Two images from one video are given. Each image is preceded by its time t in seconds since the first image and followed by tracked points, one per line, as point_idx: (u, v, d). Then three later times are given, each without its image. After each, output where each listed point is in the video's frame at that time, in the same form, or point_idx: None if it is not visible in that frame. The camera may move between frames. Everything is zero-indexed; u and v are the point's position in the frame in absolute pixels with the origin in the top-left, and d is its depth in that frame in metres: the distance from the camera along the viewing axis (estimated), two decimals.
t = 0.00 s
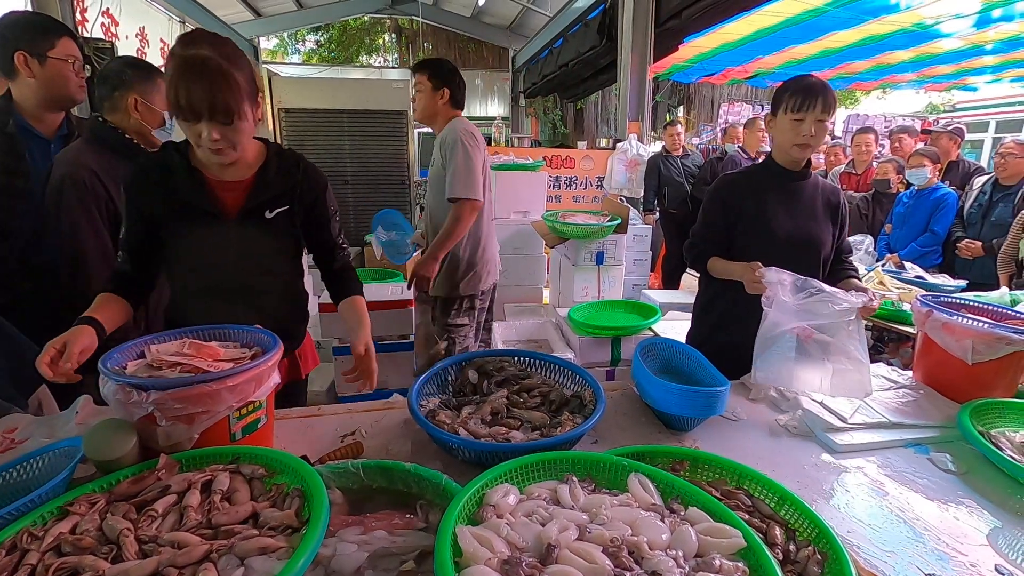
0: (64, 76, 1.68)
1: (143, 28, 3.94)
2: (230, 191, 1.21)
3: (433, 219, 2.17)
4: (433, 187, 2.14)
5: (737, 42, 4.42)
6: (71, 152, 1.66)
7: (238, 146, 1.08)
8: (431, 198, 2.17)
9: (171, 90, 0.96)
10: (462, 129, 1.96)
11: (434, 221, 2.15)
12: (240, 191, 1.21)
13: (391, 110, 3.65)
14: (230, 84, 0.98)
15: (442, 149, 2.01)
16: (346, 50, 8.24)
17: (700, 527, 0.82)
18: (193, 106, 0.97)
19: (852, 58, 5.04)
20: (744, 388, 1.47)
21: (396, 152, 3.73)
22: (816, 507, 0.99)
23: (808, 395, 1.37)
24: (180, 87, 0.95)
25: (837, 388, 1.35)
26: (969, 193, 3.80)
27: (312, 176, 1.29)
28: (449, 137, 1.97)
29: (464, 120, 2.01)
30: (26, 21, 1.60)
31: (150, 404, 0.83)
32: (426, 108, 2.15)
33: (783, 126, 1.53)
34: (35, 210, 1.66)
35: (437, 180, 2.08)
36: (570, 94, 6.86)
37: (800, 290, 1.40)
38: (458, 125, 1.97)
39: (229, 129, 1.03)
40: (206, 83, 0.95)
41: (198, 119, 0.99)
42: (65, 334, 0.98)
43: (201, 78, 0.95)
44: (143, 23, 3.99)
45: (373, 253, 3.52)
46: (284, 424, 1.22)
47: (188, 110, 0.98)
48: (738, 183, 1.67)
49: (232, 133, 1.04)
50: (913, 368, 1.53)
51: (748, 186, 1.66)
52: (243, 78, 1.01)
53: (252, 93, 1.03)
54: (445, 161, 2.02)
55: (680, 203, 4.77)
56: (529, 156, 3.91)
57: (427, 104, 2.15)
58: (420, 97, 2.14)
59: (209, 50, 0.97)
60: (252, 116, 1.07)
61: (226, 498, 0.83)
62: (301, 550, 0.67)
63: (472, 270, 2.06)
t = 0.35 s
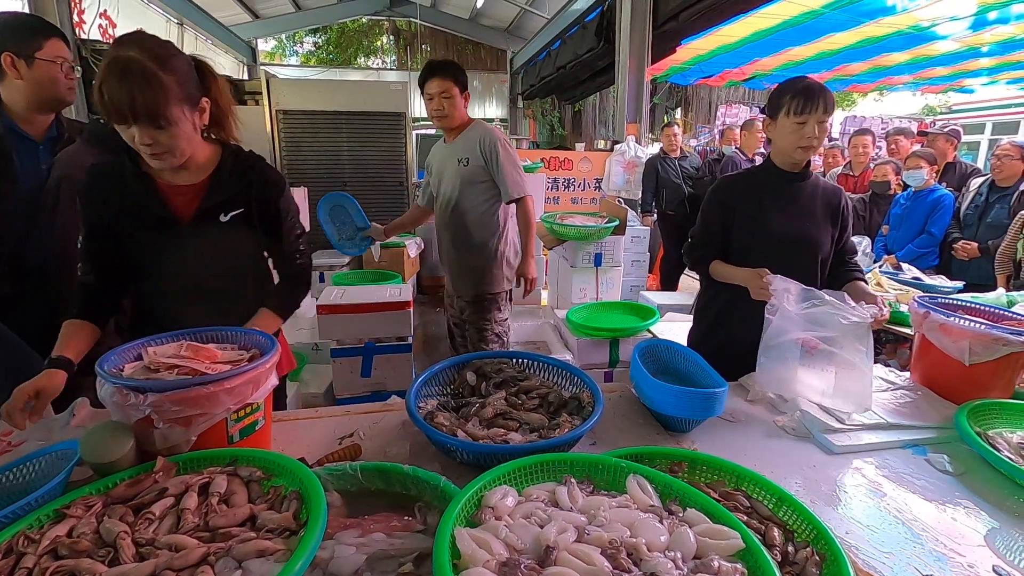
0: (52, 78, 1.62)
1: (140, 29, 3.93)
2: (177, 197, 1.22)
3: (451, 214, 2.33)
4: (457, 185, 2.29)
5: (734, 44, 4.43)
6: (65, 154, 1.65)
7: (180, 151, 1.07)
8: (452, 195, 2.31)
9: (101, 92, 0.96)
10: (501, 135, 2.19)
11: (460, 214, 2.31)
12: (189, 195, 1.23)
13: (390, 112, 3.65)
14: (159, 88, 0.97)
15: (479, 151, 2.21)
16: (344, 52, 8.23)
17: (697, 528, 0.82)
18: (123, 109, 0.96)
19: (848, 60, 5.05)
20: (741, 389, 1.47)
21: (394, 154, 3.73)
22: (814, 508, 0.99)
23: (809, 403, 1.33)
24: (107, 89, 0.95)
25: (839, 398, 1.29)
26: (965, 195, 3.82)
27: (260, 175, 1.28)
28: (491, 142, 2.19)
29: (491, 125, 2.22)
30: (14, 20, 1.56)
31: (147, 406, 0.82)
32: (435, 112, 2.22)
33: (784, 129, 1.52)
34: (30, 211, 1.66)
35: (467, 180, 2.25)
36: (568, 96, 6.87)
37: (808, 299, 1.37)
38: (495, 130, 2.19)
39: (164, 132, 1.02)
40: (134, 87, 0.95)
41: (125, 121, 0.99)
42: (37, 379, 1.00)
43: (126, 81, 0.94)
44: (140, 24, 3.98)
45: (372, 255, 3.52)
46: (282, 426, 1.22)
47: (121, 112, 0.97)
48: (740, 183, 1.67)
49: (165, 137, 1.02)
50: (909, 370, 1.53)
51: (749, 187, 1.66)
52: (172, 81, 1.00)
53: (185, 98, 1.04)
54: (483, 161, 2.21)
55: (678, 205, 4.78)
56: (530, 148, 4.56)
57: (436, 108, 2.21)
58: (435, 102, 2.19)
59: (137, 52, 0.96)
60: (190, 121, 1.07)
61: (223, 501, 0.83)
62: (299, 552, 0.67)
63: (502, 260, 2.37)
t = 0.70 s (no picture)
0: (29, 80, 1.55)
1: (138, 29, 3.93)
2: (117, 203, 1.21)
3: (492, 227, 2.16)
4: (504, 197, 2.15)
5: (733, 44, 4.43)
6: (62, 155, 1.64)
7: (114, 150, 1.04)
8: (496, 206, 2.15)
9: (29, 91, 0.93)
10: (552, 150, 2.20)
11: (504, 227, 2.17)
12: (131, 201, 1.21)
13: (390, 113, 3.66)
14: (90, 88, 0.94)
15: (533, 165, 2.15)
16: (343, 52, 8.25)
17: (697, 529, 0.82)
18: (51, 110, 0.93)
19: (848, 60, 5.05)
20: (741, 389, 1.47)
21: (393, 155, 3.73)
22: (813, 508, 0.99)
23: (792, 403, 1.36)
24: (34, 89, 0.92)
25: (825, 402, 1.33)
26: (965, 195, 3.82)
27: (202, 175, 1.25)
28: (544, 156, 2.17)
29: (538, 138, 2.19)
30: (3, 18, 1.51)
31: (146, 407, 0.82)
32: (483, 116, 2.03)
33: (804, 133, 1.51)
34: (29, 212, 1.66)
35: (517, 192, 2.15)
36: (568, 97, 6.88)
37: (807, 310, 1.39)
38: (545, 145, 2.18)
39: (98, 134, 1.00)
40: (65, 88, 0.92)
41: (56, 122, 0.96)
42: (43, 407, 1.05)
43: (53, 81, 0.91)
44: (138, 25, 3.98)
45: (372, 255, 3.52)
46: (281, 426, 1.22)
47: (48, 112, 0.94)
48: (749, 182, 1.67)
49: (98, 138, 1.01)
50: (909, 370, 1.54)
51: (755, 187, 1.66)
52: (105, 83, 0.97)
53: (124, 101, 1.02)
54: (536, 176, 2.17)
55: (677, 206, 4.79)
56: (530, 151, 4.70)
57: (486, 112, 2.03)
58: (486, 105, 2.01)
59: (69, 51, 0.93)
60: (127, 124, 1.05)
61: (222, 501, 0.83)
62: (298, 552, 0.67)
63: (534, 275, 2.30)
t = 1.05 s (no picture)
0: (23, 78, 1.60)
1: (138, 29, 3.93)
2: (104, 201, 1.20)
3: (529, 238, 1.82)
4: (542, 203, 1.80)
5: (733, 44, 4.43)
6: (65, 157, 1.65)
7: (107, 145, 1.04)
8: (533, 214, 1.81)
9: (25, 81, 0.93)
10: (593, 143, 1.85)
11: (544, 239, 1.83)
12: (121, 199, 1.21)
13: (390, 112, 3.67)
14: (90, 79, 0.96)
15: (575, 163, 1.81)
16: (343, 52, 8.25)
17: (697, 529, 0.82)
18: (47, 100, 0.94)
19: (848, 60, 5.05)
20: (741, 388, 1.47)
21: (392, 154, 3.73)
22: (812, 508, 0.99)
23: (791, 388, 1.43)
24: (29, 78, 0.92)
25: (825, 398, 1.35)
26: (965, 195, 3.82)
27: (196, 172, 1.25)
28: (587, 152, 1.83)
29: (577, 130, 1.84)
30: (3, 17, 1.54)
31: (146, 407, 0.82)
32: (518, 109, 1.65)
33: (802, 133, 1.50)
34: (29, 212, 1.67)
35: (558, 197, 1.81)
36: (567, 96, 6.88)
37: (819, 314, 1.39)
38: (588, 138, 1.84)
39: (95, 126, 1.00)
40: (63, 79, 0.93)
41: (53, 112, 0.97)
42: None
43: (51, 70, 0.92)
44: (138, 25, 3.98)
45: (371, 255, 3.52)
46: (281, 426, 1.22)
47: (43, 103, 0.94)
48: (759, 181, 1.66)
49: (94, 129, 1.00)
50: (909, 370, 1.53)
51: (763, 186, 1.65)
52: (101, 75, 0.97)
53: (120, 91, 1.03)
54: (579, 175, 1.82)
55: (677, 206, 4.79)
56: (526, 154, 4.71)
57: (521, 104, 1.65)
58: (524, 100, 1.64)
59: (67, 42, 0.94)
60: (123, 116, 1.05)
61: (222, 502, 0.83)
62: (298, 553, 0.67)
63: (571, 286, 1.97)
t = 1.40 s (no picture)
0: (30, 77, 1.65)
1: (138, 28, 3.92)
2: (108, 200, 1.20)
3: (528, 251, 1.76)
4: (541, 216, 1.73)
5: (733, 44, 4.43)
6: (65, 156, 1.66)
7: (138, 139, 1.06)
8: (532, 229, 1.74)
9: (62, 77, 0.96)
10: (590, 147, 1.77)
11: (543, 252, 1.76)
12: (137, 198, 1.21)
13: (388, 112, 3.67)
14: (125, 76, 0.98)
15: (574, 172, 1.72)
16: (343, 52, 8.24)
17: (697, 529, 0.82)
18: (81, 95, 0.97)
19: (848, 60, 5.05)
20: (742, 388, 1.47)
21: (392, 155, 3.73)
22: (812, 508, 0.99)
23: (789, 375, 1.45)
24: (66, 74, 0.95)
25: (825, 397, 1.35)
26: (966, 195, 3.81)
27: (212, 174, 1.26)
28: (585, 157, 1.74)
29: (571, 133, 1.76)
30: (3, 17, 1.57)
31: (146, 408, 0.82)
32: (517, 120, 1.53)
33: (794, 132, 1.51)
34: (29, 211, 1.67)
35: (557, 209, 1.73)
36: (567, 97, 6.87)
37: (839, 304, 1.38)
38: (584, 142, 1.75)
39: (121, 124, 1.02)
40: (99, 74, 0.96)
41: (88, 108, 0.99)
42: None
43: (91, 69, 0.95)
44: (138, 24, 3.98)
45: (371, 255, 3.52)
46: (281, 427, 1.22)
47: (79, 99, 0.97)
48: (757, 182, 1.66)
49: (124, 127, 1.02)
50: (909, 370, 1.53)
51: (762, 187, 1.65)
52: (132, 70, 1.00)
53: (150, 89, 1.05)
54: (578, 184, 1.74)
55: (677, 206, 4.79)
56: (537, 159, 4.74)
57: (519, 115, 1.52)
58: (525, 109, 1.51)
59: (104, 41, 0.97)
60: (150, 115, 1.07)
61: (222, 502, 0.83)
62: (298, 553, 0.67)
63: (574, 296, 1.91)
